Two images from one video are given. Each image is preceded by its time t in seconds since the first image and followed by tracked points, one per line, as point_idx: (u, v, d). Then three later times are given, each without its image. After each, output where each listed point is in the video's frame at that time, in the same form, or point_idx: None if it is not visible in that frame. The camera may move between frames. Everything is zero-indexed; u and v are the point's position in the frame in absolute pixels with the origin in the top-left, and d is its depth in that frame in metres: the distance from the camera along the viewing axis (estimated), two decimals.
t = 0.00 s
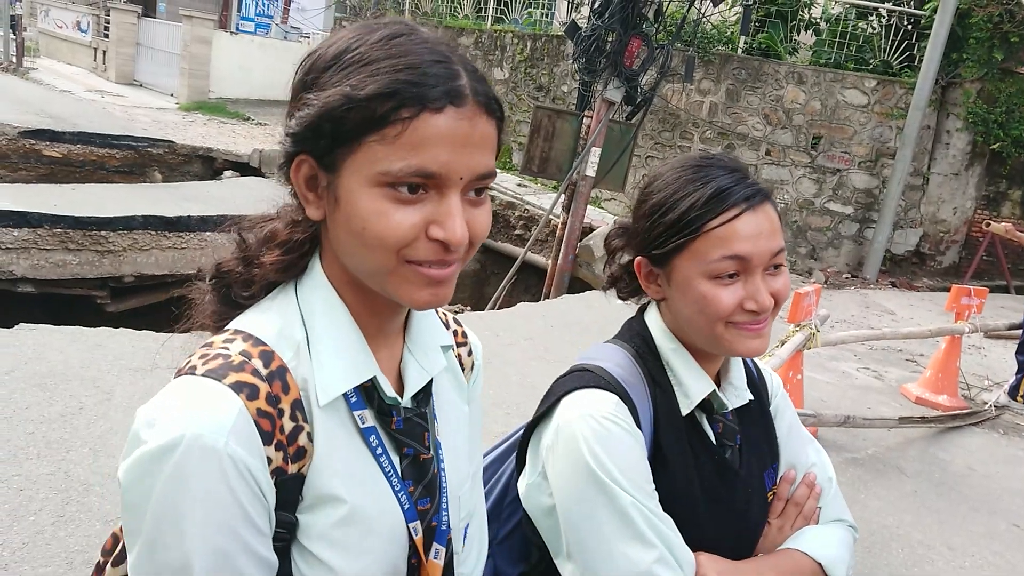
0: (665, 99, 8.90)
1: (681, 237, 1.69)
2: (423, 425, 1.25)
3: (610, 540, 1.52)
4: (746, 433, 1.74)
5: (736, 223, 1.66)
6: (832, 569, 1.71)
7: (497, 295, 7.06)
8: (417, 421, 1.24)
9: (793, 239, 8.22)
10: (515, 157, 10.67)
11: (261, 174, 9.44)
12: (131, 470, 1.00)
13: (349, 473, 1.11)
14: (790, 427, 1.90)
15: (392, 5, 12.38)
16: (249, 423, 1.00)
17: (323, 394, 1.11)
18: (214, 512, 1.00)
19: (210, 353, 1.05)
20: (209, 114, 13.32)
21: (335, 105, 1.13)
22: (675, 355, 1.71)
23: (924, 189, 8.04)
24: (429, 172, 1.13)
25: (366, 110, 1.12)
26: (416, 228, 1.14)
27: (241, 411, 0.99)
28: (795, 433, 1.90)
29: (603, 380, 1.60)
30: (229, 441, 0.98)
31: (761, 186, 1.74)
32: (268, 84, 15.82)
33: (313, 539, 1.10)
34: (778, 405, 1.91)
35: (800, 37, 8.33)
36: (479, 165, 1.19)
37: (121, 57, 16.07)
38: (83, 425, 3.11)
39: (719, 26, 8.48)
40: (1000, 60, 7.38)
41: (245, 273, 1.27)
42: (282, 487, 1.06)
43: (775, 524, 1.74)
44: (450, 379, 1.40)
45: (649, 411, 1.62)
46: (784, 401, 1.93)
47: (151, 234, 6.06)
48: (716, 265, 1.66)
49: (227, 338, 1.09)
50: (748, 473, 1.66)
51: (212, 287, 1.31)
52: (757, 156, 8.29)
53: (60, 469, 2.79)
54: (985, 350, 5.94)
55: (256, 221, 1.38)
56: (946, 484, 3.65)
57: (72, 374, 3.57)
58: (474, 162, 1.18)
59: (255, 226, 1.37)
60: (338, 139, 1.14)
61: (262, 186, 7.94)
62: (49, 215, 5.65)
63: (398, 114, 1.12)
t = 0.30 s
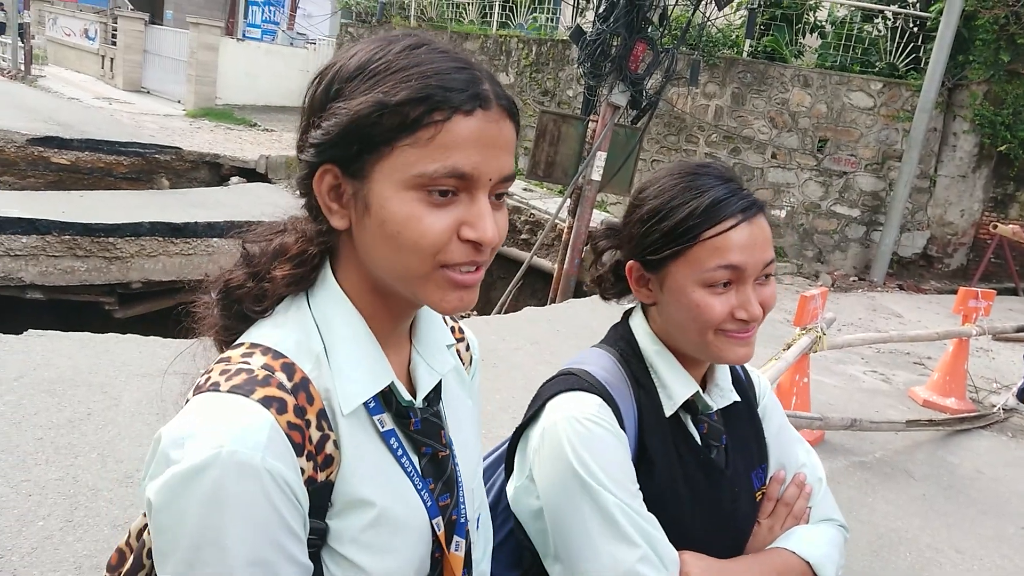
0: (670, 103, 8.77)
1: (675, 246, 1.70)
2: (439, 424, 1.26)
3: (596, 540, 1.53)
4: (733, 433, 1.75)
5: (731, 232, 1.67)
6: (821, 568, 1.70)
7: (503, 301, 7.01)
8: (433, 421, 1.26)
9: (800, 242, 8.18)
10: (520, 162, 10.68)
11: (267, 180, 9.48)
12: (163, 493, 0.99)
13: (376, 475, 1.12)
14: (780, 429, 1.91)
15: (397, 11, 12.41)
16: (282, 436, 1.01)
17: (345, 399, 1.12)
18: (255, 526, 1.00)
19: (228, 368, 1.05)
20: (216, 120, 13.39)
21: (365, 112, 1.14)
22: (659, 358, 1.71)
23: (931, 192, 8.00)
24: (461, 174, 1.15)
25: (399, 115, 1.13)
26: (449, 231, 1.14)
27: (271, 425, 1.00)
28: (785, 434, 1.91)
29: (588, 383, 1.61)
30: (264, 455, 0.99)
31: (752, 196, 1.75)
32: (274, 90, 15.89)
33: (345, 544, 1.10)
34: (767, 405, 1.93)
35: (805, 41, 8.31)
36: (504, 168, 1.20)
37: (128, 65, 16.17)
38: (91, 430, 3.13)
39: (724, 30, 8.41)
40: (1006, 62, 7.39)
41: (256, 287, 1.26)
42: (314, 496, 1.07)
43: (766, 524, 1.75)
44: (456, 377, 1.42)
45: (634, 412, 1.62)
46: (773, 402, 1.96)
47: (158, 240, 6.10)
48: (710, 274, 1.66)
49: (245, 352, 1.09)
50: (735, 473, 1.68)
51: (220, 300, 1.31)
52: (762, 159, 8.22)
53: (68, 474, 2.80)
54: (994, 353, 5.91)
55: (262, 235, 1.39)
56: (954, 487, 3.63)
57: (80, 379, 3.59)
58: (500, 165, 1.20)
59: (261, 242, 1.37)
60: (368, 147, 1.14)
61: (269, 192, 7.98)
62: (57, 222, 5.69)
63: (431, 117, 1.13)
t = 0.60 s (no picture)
0: (680, 107, 8.59)
1: (673, 256, 1.70)
2: (446, 440, 1.26)
3: (586, 537, 1.55)
4: (728, 432, 1.75)
5: (730, 240, 1.66)
6: (814, 566, 1.70)
7: (514, 307, 7.02)
8: (440, 436, 1.26)
9: (812, 246, 8.14)
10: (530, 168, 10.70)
11: (279, 189, 9.54)
12: (161, 485, 1.03)
13: (374, 487, 1.13)
14: (777, 427, 1.92)
15: (407, 19, 12.47)
16: (273, 438, 1.03)
17: (345, 409, 1.13)
18: (240, 525, 1.02)
19: (237, 369, 1.08)
20: (228, 130, 13.50)
21: (397, 112, 1.16)
22: (655, 361, 1.73)
23: (944, 195, 7.94)
24: (487, 178, 1.16)
25: (430, 116, 1.15)
26: (471, 232, 1.15)
27: (263, 426, 1.02)
28: (782, 432, 1.91)
29: (579, 381, 1.64)
30: (251, 455, 1.00)
31: (751, 202, 1.75)
32: (285, 99, 16.01)
33: (336, 552, 1.12)
34: (765, 403, 1.93)
35: (815, 43, 8.26)
36: (527, 178, 1.22)
37: (141, 75, 16.33)
38: (105, 439, 3.16)
39: (733, 33, 8.34)
40: (1018, 63, 7.40)
41: (271, 300, 1.29)
42: (305, 502, 1.08)
43: (760, 521, 1.77)
44: (477, 391, 1.41)
45: (627, 411, 1.65)
46: (772, 401, 1.95)
47: (171, 250, 6.15)
48: (710, 281, 1.66)
49: (254, 355, 1.12)
50: (728, 471, 1.68)
51: (237, 311, 1.33)
52: (773, 164, 8.16)
53: (83, 482, 2.83)
54: (1009, 356, 5.87)
55: (281, 246, 1.41)
56: (969, 492, 3.61)
57: (93, 389, 3.62)
58: (524, 174, 1.21)
59: (279, 254, 1.39)
60: (397, 145, 1.16)
61: (280, 201, 8.04)
62: (71, 232, 5.75)
63: (462, 120, 1.16)
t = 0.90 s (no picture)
0: (689, 115, 8.68)
1: (681, 254, 1.71)
2: (448, 456, 1.24)
3: (580, 535, 1.56)
4: (735, 436, 1.75)
5: (738, 240, 1.67)
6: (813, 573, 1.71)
7: (524, 316, 7.00)
8: (442, 451, 1.24)
9: (824, 252, 8.12)
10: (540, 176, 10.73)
11: (290, 200, 9.60)
12: (165, 470, 1.10)
13: (365, 497, 1.14)
14: (787, 433, 1.91)
15: (416, 30, 12.55)
16: (262, 434, 1.06)
17: (339, 413, 1.14)
18: (225, 515, 1.06)
19: (248, 367, 1.14)
20: (239, 142, 13.63)
21: (409, 126, 1.18)
22: (663, 363, 1.73)
23: (956, 200, 7.90)
24: (496, 195, 1.17)
25: (441, 130, 1.17)
26: (477, 248, 1.16)
27: (254, 421, 1.06)
28: (792, 438, 1.90)
29: (584, 378, 1.66)
30: (238, 447, 1.05)
31: (761, 204, 1.76)
32: (295, 111, 16.14)
33: (323, 556, 1.12)
34: (777, 409, 1.92)
35: (824, 50, 8.24)
36: (537, 196, 1.23)
37: (153, 89, 16.50)
38: (120, 451, 3.19)
39: (742, 41, 8.39)
40: None
41: (289, 307, 1.32)
42: (293, 501, 1.10)
43: (763, 526, 1.77)
44: (500, 413, 1.39)
45: (631, 412, 1.65)
46: (784, 406, 1.94)
47: (183, 262, 6.21)
48: (716, 282, 1.67)
49: (267, 356, 1.17)
50: (731, 474, 1.69)
51: (260, 319, 1.38)
52: (784, 170, 8.15)
53: (98, 494, 2.85)
54: None
55: (303, 253, 1.45)
56: (986, 498, 3.58)
57: (108, 401, 3.65)
58: (534, 192, 1.22)
59: (300, 261, 1.43)
60: (409, 158, 1.18)
61: (292, 212, 8.09)
62: (85, 245, 5.81)
63: (473, 136, 1.17)
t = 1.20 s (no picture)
0: (698, 123, 8.72)
1: (694, 276, 1.71)
2: (461, 470, 1.24)
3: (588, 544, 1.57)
4: (755, 459, 1.74)
5: (749, 263, 1.66)
6: None
7: (535, 325, 6.96)
8: (455, 464, 1.24)
9: (834, 259, 8.10)
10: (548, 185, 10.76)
11: (300, 211, 9.66)
12: (188, 467, 1.15)
13: (371, 504, 1.14)
14: (813, 457, 1.88)
15: (425, 41, 12.62)
16: (273, 437, 1.09)
17: (352, 420, 1.16)
18: (235, 514, 1.10)
19: (269, 372, 1.17)
20: (250, 154, 13.74)
21: (430, 147, 1.20)
22: (682, 381, 1.73)
23: (967, 205, 7.87)
24: (515, 218, 1.18)
25: (462, 153, 1.18)
26: (494, 270, 1.17)
27: (266, 425, 1.09)
28: (818, 464, 1.87)
29: (601, 393, 1.67)
30: (248, 449, 1.08)
31: (779, 226, 1.75)
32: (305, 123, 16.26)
33: (330, 562, 1.14)
34: (802, 433, 1.89)
35: (832, 56, 8.22)
36: (556, 220, 1.24)
37: (164, 102, 16.66)
38: (134, 463, 3.21)
39: (750, 48, 8.42)
40: None
41: (312, 317, 1.35)
42: (303, 506, 1.12)
43: (778, 550, 1.76)
44: (525, 431, 1.38)
45: (647, 430, 1.67)
46: (812, 431, 1.91)
47: (195, 274, 6.25)
48: (724, 306, 1.67)
49: (290, 363, 1.21)
50: (745, 498, 1.69)
51: (284, 328, 1.40)
52: (793, 177, 8.16)
53: (112, 507, 2.88)
54: None
55: (327, 261, 1.47)
56: (1002, 506, 3.55)
57: (121, 414, 3.68)
58: (553, 217, 1.23)
59: (324, 271, 1.45)
60: (430, 179, 1.20)
61: (302, 224, 8.14)
62: (98, 259, 5.86)
63: (493, 161, 1.18)
